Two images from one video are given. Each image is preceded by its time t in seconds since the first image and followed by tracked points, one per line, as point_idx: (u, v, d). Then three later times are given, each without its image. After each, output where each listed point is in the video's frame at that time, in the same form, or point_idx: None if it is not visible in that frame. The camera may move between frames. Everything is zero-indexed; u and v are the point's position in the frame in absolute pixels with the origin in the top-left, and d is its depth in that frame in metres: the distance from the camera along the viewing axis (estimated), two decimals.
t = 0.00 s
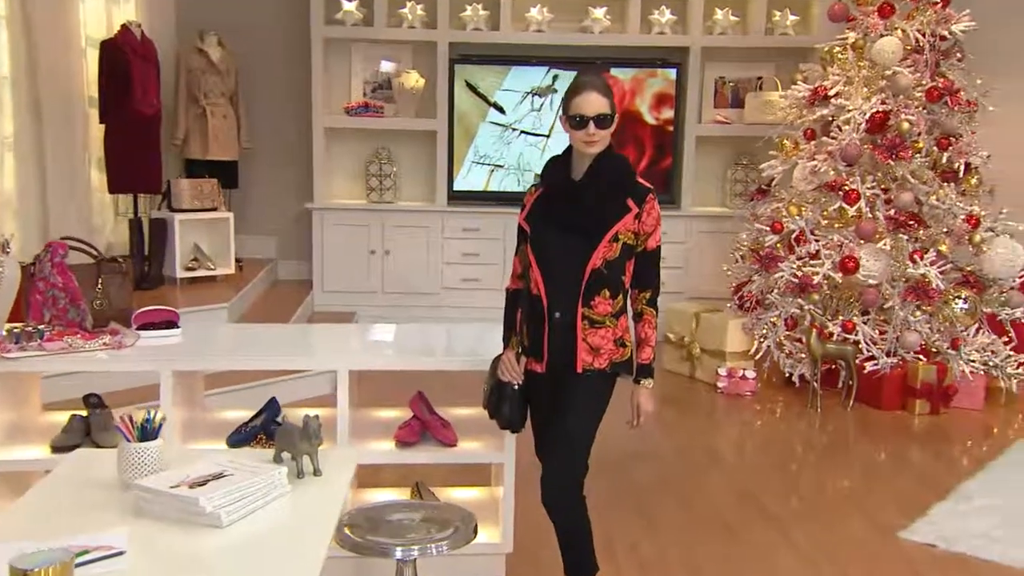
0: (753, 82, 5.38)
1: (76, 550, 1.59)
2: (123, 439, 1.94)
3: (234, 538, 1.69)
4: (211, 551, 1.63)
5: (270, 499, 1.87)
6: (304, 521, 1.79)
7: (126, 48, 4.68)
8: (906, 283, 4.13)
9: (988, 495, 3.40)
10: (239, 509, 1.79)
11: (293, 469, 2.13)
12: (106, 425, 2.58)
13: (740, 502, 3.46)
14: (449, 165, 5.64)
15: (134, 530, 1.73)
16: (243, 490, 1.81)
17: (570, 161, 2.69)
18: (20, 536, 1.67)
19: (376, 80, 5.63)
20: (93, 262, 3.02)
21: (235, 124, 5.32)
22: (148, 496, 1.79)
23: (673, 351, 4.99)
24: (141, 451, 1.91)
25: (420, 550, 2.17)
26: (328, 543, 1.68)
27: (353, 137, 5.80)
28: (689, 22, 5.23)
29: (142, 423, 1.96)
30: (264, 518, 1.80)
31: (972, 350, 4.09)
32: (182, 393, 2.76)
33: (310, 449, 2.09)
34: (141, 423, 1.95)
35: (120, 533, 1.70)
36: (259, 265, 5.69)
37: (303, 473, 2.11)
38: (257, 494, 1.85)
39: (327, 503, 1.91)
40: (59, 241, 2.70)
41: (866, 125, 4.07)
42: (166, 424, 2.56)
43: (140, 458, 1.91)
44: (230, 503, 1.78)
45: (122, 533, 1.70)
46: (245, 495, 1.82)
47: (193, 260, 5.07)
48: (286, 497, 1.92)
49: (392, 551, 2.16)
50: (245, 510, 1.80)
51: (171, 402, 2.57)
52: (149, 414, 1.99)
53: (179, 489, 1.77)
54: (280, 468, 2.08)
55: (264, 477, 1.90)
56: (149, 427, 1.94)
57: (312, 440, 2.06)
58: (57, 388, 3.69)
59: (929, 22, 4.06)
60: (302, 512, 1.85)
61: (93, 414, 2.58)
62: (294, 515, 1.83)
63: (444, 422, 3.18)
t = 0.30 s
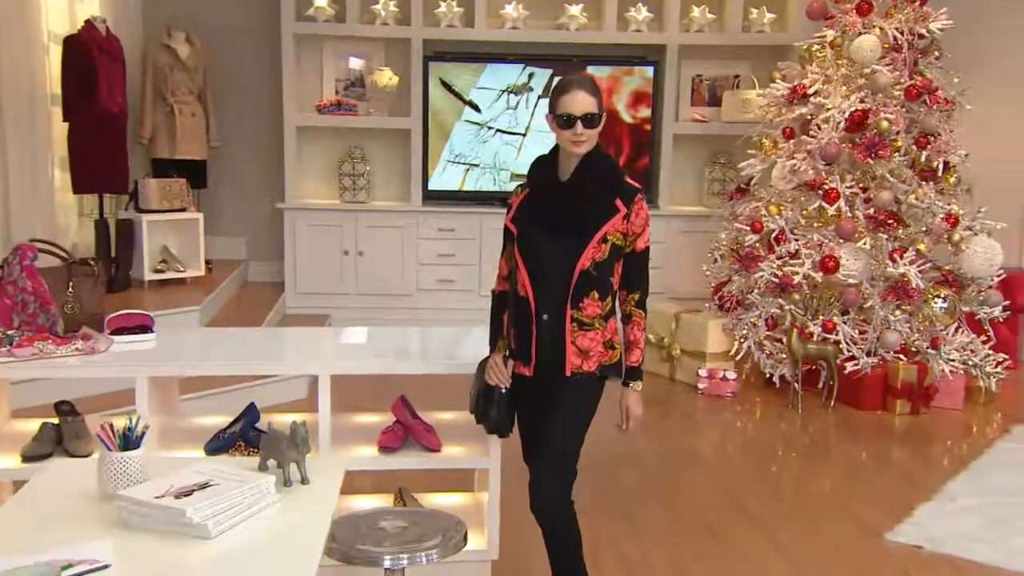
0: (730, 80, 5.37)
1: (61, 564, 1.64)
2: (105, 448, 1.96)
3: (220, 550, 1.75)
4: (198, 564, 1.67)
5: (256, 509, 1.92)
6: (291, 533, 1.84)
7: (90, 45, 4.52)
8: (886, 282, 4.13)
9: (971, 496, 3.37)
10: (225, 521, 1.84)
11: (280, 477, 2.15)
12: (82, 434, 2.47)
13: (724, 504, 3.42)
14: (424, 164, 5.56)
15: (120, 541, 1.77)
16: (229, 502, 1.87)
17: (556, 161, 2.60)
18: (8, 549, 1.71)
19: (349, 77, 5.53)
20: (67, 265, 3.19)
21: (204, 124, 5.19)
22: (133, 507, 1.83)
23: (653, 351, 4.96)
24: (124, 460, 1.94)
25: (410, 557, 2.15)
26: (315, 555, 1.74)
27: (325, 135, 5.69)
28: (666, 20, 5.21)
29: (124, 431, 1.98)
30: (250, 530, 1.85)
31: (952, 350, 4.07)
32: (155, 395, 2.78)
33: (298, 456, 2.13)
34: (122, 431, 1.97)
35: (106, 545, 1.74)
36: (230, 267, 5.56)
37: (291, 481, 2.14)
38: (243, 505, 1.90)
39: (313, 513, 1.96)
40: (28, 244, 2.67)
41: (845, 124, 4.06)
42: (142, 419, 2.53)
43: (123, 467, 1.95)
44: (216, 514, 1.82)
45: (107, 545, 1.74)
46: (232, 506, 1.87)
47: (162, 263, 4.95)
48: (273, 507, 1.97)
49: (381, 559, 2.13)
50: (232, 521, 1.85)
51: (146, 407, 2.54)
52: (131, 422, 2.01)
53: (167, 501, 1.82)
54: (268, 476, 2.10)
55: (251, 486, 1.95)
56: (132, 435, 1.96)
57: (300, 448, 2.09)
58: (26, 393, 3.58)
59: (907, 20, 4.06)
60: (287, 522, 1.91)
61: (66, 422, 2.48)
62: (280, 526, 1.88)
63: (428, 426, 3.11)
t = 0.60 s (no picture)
0: (709, 77, 5.36)
1: None
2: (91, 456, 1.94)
3: (215, 561, 1.72)
4: None
5: (249, 519, 1.90)
6: (285, 542, 1.82)
7: (55, 40, 4.35)
8: (869, 281, 4.13)
9: (959, 496, 3.35)
10: (218, 531, 1.81)
11: (270, 485, 2.09)
12: (58, 441, 2.40)
13: (711, 505, 3.38)
14: (401, 162, 5.47)
15: (108, 554, 1.73)
16: (219, 511, 1.84)
17: (548, 161, 2.51)
18: None
19: (324, 74, 5.43)
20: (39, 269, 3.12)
21: (174, 121, 5.04)
22: (120, 518, 1.80)
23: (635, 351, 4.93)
24: (109, 468, 1.91)
25: (402, 565, 2.11)
26: (314, 563, 1.73)
27: (299, 133, 5.58)
28: (645, 17, 5.19)
29: (110, 439, 1.98)
30: (243, 539, 1.82)
31: (934, 349, 4.10)
32: (133, 400, 2.74)
33: (288, 463, 2.08)
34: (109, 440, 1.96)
35: (93, 559, 1.70)
36: (201, 268, 5.43)
37: (281, 489, 2.08)
38: (235, 514, 1.87)
39: (307, 521, 1.94)
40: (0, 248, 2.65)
41: (828, 122, 4.05)
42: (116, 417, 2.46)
43: (109, 477, 1.92)
44: (209, 524, 1.80)
45: (95, 558, 1.70)
46: (223, 515, 1.84)
47: (132, 264, 4.81)
48: (266, 516, 1.95)
49: (373, 568, 2.09)
50: (224, 531, 1.82)
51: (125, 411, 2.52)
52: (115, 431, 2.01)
53: (155, 511, 1.78)
54: (258, 484, 2.05)
55: (244, 495, 1.92)
56: (118, 444, 1.96)
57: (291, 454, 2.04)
58: None
59: (888, 17, 4.06)
60: (280, 531, 1.88)
61: (40, 430, 2.39)
62: (273, 535, 1.85)
63: (415, 431, 3.03)
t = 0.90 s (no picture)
0: (691, 75, 5.35)
1: None
2: (80, 463, 1.91)
3: (209, 571, 1.68)
4: None
5: (244, 527, 1.86)
6: (282, 550, 1.79)
7: (21, 34, 4.21)
8: (854, 280, 4.13)
9: (948, 495, 3.33)
10: (213, 539, 1.77)
11: (264, 491, 2.04)
12: (35, 447, 2.34)
13: (697, 506, 3.33)
14: (379, 159, 5.38)
15: (99, 565, 1.70)
16: (214, 519, 1.80)
17: (542, 160, 2.37)
18: None
19: (300, 70, 5.32)
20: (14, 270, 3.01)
21: (146, 118, 4.91)
22: (112, 527, 1.76)
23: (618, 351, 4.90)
24: (98, 477, 1.88)
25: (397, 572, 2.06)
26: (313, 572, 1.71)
27: (275, 130, 5.47)
28: (626, 13, 5.16)
29: (99, 445, 1.94)
30: (239, 548, 1.79)
31: (920, 348, 4.13)
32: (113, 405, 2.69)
33: (282, 469, 2.02)
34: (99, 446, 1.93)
35: (84, 570, 1.67)
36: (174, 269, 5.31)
37: (275, 496, 2.03)
38: (230, 522, 1.83)
39: (303, 527, 1.90)
40: None
41: (812, 119, 4.05)
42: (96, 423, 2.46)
43: (98, 485, 1.88)
44: (204, 533, 1.76)
45: (86, 570, 1.67)
46: (217, 523, 1.80)
47: (103, 265, 4.70)
48: (262, 524, 1.91)
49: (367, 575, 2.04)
50: (219, 539, 1.79)
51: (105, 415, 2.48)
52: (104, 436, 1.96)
53: (147, 520, 1.75)
54: (252, 490, 2.00)
55: (239, 502, 1.88)
56: (107, 451, 1.92)
57: (286, 459, 2.00)
58: None
59: (872, 14, 4.07)
60: (275, 540, 1.84)
61: (16, 436, 2.32)
62: (269, 543, 1.82)
63: (403, 434, 2.96)
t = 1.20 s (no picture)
0: (671, 74, 5.38)
1: None
2: (76, 467, 1.88)
3: None
4: None
5: (244, 531, 1.83)
6: (285, 555, 1.76)
7: None
8: (836, 279, 4.18)
9: (934, 494, 3.36)
10: (214, 545, 1.75)
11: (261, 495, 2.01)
12: (20, 451, 2.37)
13: (686, 506, 3.34)
14: (359, 162, 5.34)
15: (97, 572, 1.67)
16: (214, 524, 1.77)
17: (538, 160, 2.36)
18: None
19: (278, 69, 5.27)
20: None
21: (122, 117, 4.84)
22: (111, 533, 1.73)
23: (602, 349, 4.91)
24: (94, 482, 1.85)
25: None
26: None
27: (253, 130, 5.42)
28: (607, 13, 5.18)
29: (94, 451, 1.91)
30: (240, 553, 1.76)
31: (902, 346, 4.18)
32: (99, 408, 2.64)
33: (282, 473, 1.99)
34: (95, 450, 1.90)
35: None
36: (152, 270, 5.23)
37: (274, 500, 2.00)
38: (230, 527, 1.80)
39: (303, 532, 1.88)
40: None
41: (794, 119, 4.09)
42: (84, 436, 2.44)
43: (94, 491, 1.85)
44: (205, 538, 1.73)
45: None
46: (218, 528, 1.77)
47: (80, 267, 4.62)
48: (261, 528, 1.88)
49: None
50: (219, 544, 1.76)
51: (92, 417, 2.45)
52: (100, 440, 1.94)
53: (146, 525, 1.72)
54: (250, 494, 1.97)
55: (238, 506, 1.85)
56: (103, 456, 1.89)
57: (287, 464, 1.97)
58: None
59: (853, 14, 4.12)
60: (276, 544, 1.81)
61: None
62: (271, 548, 1.79)
63: (395, 437, 2.93)
